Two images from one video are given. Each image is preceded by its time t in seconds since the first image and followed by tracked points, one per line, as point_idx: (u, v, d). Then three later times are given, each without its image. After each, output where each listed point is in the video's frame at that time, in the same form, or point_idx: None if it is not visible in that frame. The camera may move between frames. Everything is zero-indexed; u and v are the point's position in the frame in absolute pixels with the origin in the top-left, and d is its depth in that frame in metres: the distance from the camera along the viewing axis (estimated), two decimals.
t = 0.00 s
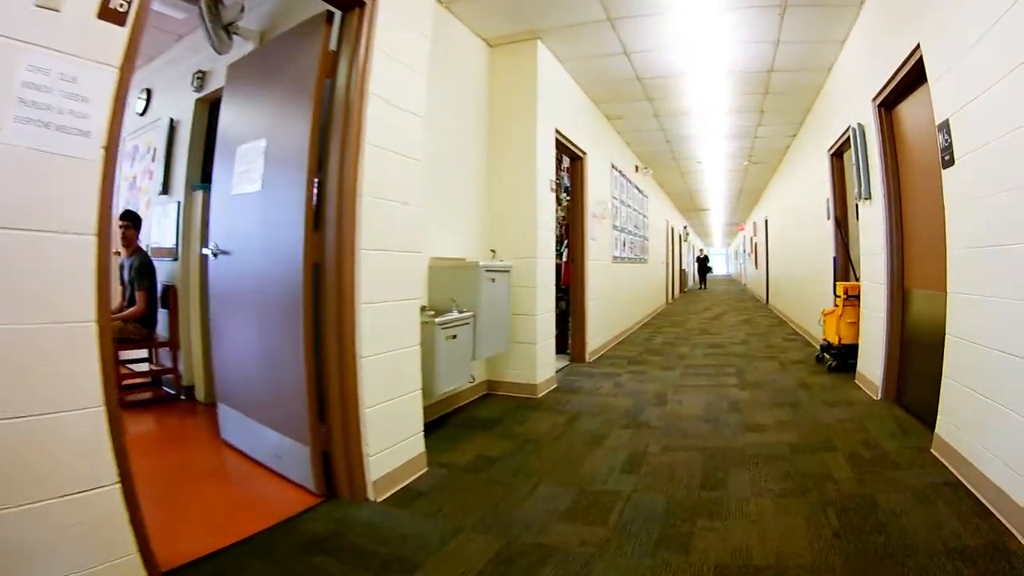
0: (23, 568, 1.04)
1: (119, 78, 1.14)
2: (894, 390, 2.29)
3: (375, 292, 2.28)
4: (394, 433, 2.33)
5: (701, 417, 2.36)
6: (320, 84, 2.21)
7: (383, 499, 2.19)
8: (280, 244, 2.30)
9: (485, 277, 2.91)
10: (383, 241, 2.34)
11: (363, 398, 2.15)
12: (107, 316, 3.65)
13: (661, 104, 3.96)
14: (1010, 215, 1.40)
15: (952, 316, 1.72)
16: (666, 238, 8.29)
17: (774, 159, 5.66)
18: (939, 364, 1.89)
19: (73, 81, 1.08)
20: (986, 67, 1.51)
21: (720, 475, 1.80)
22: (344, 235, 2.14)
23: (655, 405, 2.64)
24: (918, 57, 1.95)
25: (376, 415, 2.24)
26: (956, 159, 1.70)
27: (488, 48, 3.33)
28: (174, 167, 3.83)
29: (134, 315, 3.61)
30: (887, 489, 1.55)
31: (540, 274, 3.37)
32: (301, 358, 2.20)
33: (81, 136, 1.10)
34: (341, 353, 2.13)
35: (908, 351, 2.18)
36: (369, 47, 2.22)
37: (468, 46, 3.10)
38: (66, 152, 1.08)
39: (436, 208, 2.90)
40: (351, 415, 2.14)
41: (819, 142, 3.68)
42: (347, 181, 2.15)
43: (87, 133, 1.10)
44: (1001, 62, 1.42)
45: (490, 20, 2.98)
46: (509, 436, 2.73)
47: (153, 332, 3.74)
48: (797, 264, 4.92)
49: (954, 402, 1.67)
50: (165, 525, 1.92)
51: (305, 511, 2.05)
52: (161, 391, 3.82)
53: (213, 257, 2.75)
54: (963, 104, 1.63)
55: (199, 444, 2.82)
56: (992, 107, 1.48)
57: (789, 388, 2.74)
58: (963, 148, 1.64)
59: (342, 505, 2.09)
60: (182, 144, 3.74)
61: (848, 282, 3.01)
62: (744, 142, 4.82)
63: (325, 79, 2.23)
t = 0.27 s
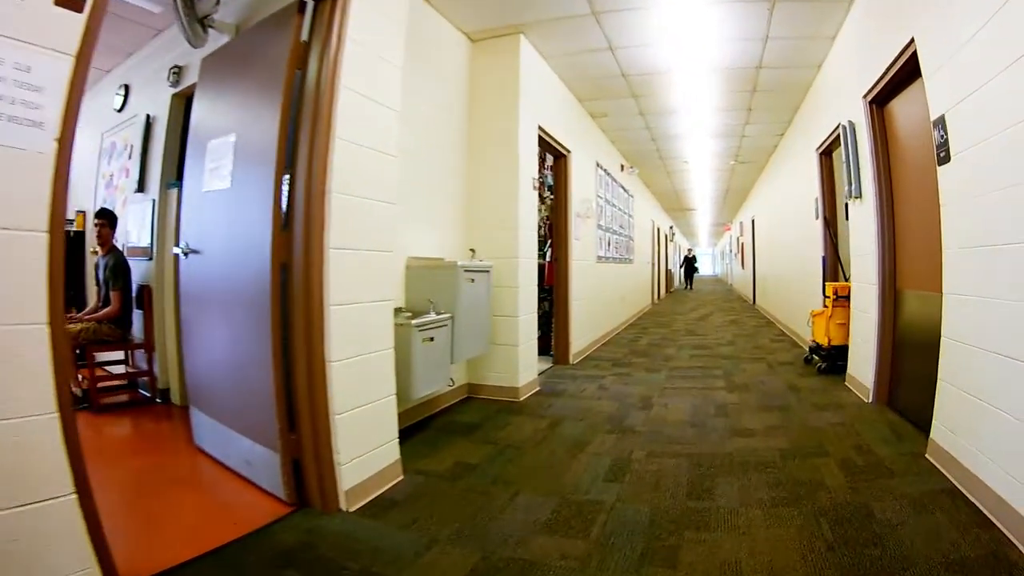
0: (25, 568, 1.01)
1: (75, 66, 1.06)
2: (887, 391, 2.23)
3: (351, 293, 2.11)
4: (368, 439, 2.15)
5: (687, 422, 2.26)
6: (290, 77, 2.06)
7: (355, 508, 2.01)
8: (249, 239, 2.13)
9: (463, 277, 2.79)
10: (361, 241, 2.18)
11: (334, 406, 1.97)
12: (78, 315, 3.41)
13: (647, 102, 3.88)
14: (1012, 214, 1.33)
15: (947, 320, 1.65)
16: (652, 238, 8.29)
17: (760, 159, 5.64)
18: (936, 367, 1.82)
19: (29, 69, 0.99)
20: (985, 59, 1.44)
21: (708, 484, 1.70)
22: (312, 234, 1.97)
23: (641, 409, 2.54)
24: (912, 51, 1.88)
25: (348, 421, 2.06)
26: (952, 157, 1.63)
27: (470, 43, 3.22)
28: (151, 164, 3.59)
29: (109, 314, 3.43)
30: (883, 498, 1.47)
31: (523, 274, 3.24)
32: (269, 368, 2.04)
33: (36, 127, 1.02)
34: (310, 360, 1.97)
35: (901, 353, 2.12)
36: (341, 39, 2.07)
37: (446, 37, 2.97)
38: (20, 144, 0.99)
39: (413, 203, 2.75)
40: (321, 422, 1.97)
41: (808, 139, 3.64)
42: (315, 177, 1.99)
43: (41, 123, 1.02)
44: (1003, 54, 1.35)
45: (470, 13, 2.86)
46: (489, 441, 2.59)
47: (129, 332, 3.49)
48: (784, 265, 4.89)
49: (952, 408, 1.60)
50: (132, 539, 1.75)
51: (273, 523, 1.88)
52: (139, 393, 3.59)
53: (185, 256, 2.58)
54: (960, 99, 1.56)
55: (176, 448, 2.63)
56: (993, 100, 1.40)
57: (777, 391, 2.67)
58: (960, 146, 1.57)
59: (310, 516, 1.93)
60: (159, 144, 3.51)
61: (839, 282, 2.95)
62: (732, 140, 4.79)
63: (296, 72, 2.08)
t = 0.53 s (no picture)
0: None
1: (30, 53, 0.93)
2: (879, 393, 2.17)
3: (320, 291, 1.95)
4: (340, 446, 1.99)
5: (673, 426, 2.17)
6: (259, 65, 1.89)
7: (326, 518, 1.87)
8: (217, 235, 1.97)
9: (441, 276, 2.66)
10: (335, 235, 2.01)
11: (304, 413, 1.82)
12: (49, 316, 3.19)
13: (631, 98, 3.79)
14: (1014, 209, 1.25)
15: (943, 321, 1.58)
16: (638, 237, 8.27)
17: (747, 156, 5.62)
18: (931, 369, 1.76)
19: None
20: (985, 48, 1.36)
21: (695, 493, 1.61)
22: (280, 231, 1.80)
23: (625, 412, 2.44)
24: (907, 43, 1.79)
25: (319, 427, 1.91)
26: (949, 152, 1.56)
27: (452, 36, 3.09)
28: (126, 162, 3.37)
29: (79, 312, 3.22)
30: (878, 506, 1.39)
31: (505, 273, 3.12)
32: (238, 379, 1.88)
33: None
34: (278, 366, 1.81)
35: (894, 354, 2.06)
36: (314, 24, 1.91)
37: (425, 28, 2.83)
38: None
39: (390, 197, 2.62)
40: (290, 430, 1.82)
41: (796, 137, 3.60)
42: (284, 172, 1.82)
43: None
44: (1005, 43, 1.27)
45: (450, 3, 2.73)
46: (468, 446, 2.47)
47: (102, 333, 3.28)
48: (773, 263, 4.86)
49: (948, 412, 1.52)
50: (104, 548, 1.61)
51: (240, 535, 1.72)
52: (117, 395, 3.41)
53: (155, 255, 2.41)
54: (959, 92, 1.49)
55: (151, 451, 2.47)
56: (994, 91, 1.33)
57: (766, 394, 2.60)
58: (958, 140, 1.49)
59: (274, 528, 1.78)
60: (134, 140, 3.29)
61: (829, 281, 2.89)
62: (719, 138, 4.75)
63: (266, 60, 1.90)
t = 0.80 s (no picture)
0: None
1: None
2: (872, 395, 2.12)
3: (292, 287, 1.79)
4: (311, 455, 1.84)
5: (659, 431, 2.08)
6: (227, 55, 1.72)
7: (296, 529, 1.72)
8: (181, 228, 1.80)
9: (418, 275, 2.54)
10: (307, 232, 1.87)
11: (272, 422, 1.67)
12: (19, 317, 2.98)
13: (617, 95, 3.71)
14: (1017, 205, 1.18)
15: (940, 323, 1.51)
16: (624, 237, 8.25)
17: (734, 155, 5.60)
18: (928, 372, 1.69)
19: None
20: (985, 37, 1.29)
21: (681, 502, 1.52)
22: (245, 226, 1.64)
23: (610, 416, 2.35)
24: (901, 37, 1.73)
25: (288, 434, 1.76)
26: (945, 147, 1.48)
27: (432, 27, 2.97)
28: (102, 156, 3.17)
29: (53, 310, 2.96)
30: (874, 516, 1.31)
31: (487, 272, 3.00)
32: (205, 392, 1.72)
33: None
34: (243, 373, 1.65)
35: (888, 356, 2.00)
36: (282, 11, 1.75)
37: (404, 16, 2.70)
38: None
39: (365, 190, 2.48)
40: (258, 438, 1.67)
41: (785, 135, 3.56)
42: (250, 165, 1.66)
43: None
44: (1007, 31, 1.20)
45: None
46: (446, 451, 2.35)
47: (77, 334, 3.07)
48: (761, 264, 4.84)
49: (945, 417, 1.46)
50: (69, 574, 1.41)
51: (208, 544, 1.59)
52: (96, 397, 3.14)
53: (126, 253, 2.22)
54: (956, 85, 1.41)
55: (120, 459, 2.26)
56: (995, 83, 1.25)
57: (755, 397, 2.53)
58: (956, 135, 1.42)
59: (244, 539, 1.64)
60: (110, 137, 3.09)
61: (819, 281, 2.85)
62: (707, 136, 4.72)
63: (234, 49, 1.73)
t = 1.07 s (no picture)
0: None
1: None
2: (864, 395, 2.07)
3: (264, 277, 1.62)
4: (282, 464, 1.67)
5: (645, 435, 2.00)
6: (193, 45, 1.54)
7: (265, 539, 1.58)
8: (144, 220, 1.63)
9: (394, 273, 2.41)
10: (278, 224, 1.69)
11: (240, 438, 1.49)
12: None
13: (602, 89, 3.63)
14: (1018, 202, 1.12)
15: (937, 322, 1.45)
16: (609, 235, 8.22)
17: (719, 152, 5.59)
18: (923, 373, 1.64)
19: None
20: (985, 24, 1.22)
21: (668, 511, 1.44)
22: (208, 230, 1.47)
23: (594, 418, 2.26)
24: (894, 29, 1.66)
25: (258, 439, 1.60)
26: (942, 141, 1.42)
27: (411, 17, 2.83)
28: (76, 152, 2.95)
29: (28, 309, 2.76)
30: (870, 524, 1.25)
31: (468, 270, 2.88)
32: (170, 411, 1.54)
33: None
34: (209, 388, 1.48)
35: (881, 356, 1.95)
36: None
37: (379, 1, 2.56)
38: None
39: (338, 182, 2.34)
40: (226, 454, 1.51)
41: (773, 131, 3.52)
42: (210, 164, 1.48)
43: None
44: (1009, 19, 1.13)
45: None
46: (422, 455, 2.23)
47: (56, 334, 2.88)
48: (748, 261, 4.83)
49: (940, 420, 1.40)
50: None
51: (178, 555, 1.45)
52: (71, 400, 2.95)
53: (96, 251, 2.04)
54: (955, 75, 1.34)
55: (93, 466, 2.07)
56: (997, 72, 1.18)
57: (743, 398, 2.47)
58: (954, 128, 1.35)
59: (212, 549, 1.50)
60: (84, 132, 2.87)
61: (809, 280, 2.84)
62: (693, 132, 4.68)
63: (200, 39, 1.55)
